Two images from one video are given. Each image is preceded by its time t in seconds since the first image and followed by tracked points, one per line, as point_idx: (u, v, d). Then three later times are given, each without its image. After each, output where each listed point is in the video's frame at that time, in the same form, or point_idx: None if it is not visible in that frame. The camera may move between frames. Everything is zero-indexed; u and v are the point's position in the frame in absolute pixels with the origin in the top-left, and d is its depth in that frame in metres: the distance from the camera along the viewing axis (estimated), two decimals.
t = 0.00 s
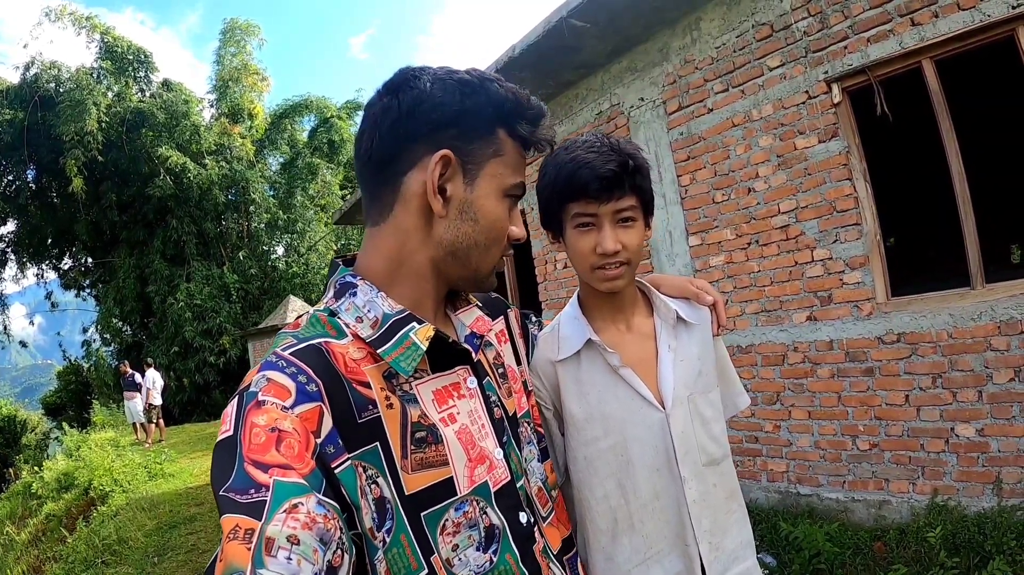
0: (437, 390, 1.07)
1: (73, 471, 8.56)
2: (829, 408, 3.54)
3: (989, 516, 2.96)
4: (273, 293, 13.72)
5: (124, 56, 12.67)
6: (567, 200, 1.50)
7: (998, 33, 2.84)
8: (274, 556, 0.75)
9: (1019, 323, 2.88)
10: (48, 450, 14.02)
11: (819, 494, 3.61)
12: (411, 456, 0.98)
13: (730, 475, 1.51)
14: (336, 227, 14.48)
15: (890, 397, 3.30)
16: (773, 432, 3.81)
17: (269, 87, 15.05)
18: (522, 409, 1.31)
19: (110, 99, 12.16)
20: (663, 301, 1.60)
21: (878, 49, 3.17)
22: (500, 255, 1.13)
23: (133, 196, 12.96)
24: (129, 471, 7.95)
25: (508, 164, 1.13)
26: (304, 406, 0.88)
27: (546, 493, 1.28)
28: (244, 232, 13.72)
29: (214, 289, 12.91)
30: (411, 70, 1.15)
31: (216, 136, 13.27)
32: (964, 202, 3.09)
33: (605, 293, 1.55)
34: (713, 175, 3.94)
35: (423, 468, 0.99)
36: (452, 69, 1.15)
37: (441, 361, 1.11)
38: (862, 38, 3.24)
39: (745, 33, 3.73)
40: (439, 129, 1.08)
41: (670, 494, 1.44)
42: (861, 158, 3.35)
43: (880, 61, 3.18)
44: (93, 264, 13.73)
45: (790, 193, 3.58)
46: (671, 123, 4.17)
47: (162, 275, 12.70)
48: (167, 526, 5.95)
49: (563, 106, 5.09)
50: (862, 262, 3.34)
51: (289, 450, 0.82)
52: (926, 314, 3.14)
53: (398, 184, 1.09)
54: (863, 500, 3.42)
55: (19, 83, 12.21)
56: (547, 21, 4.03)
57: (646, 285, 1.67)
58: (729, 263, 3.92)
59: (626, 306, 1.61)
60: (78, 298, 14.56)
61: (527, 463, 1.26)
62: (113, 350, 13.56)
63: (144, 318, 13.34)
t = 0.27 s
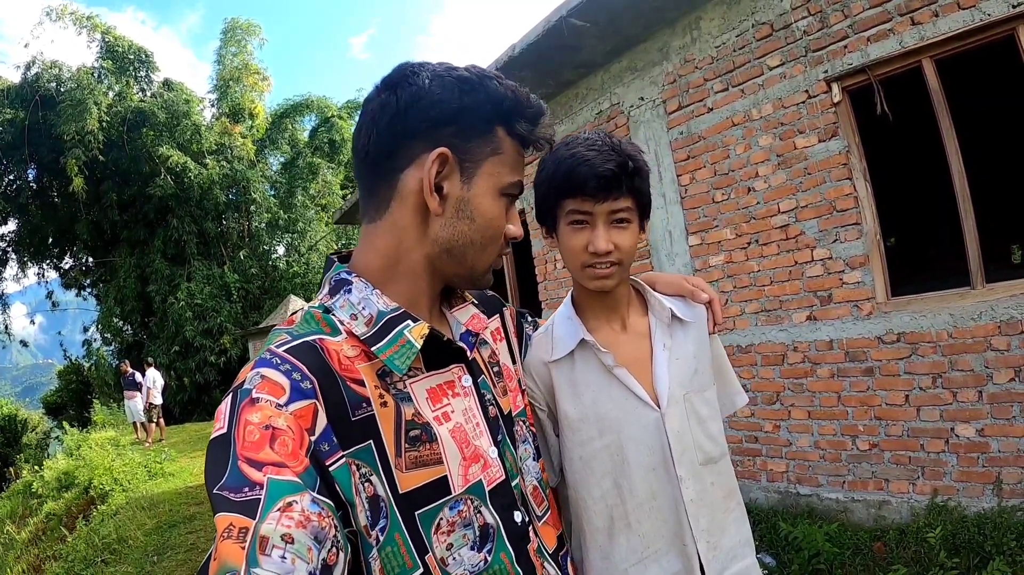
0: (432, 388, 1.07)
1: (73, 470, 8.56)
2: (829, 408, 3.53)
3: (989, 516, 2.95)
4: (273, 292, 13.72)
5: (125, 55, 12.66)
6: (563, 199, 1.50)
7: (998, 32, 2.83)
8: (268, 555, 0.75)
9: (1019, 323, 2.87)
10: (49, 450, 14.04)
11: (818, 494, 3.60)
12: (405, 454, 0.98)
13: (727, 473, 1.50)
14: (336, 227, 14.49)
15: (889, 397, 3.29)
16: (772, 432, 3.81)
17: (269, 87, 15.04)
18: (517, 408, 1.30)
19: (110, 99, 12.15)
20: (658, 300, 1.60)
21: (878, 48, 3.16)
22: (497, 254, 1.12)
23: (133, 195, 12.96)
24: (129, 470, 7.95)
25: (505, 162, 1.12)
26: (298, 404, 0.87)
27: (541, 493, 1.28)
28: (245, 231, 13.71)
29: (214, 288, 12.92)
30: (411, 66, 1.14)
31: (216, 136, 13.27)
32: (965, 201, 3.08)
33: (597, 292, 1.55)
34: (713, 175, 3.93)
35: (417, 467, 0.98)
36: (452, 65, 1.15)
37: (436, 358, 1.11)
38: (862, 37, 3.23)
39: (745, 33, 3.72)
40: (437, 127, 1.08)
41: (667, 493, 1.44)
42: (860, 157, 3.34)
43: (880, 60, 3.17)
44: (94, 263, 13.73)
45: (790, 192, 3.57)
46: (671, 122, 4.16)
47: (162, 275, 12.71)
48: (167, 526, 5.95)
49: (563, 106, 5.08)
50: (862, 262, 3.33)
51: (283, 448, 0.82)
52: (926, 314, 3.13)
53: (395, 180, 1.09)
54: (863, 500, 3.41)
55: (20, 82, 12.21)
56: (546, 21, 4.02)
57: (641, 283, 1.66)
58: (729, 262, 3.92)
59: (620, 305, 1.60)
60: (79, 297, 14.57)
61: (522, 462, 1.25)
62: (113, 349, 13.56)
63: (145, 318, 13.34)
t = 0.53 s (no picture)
0: (423, 394, 1.06)
1: (73, 470, 8.56)
2: (829, 410, 3.52)
3: (990, 519, 2.94)
4: (274, 292, 13.72)
5: (126, 55, 12.63)
6: (561, 200, 1.48)
7: (1000, 33, 2.82)
8: (261, 557, 0.74)
9: (1021, 326, 2.86)
10: (50, 449, 14.05)
11: (819, 496, 3.58)
12: (395, 459, 0.97)
13: (725, 480, 1.49)
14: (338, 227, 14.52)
15: (890, 399, 3.27)
16: (773, 434, 3.79)
17: (270, 87, 15.02)
18: (512, 414, 1.30)
19: (111, 99, 12.13)
20: (655, 304, 1.59)
21: (879, 48, 3.14)
22: (478, 258, 1.07)
23: (134, 195, 12.95)
24: (130, 470, 7.95)
25: (498, 165, 1.10)
26: (288, 408, 0.86)
27: (538, 500, 1.27)
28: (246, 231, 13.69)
29: (215, 287, 12.91)
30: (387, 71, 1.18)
31: (218, 136, 13.25)
32: (966, 203, 3.07)
33: (596, 297, 1.53)
34: (713, 175, 3.92)
35: (406, 472, 0.97)
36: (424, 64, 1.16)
37: (428, 365, 1.10)
38: (863, 37, 3.21)
39: (746, 33, 3.71)
40: (403, 124, 1.09)
41: (664, 501, 1.43)
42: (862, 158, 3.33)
43: (881, 61, 3.16)
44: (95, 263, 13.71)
45: (790, 193, 3.56)
46: (671, 123, 4.15)
47: (164, 275, 12.71)
48: (167, 526, 5.93)
49: (563, 106, 5.07)
50: (862, 263, 3.32)
51: (273, 451, 0.81)
52: (927, 315, 3.12)
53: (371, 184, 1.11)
54: (863, 502, 3.40)
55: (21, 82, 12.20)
56: (546, 21, 4.01)
57: (638, 288, 1.66)
58: (729, 263, 3.90)
59: (617, 310, 1.59)
60: (80, 297, 14.57)
61: (518, 469, 1.25)
62: (114, 349, 13.56)
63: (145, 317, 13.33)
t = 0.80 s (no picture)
0: (417, 400, 1.06)
1: (74, 469, 8.57)
2: (829, 412, 3.51)
3: (989, 522, 2.94)
4: (275, 291, 13.72)
5: (127, 54, 12.61)
6: (549, 207, 1.48)
7: (1001, 34, 2.81)
8: (264, 561, 0.74)
9: (1021, 328, 2.85)
10: (51, 448, 14.07)
11: (818, 498, 3.58)
12: (389, 466, 0.97)
13: (720, 487, 1.49)
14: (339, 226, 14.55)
15: (890, 400, 3.27)
16: (772, 436, 3.79)
17: (271, 86, 15.01)
18: (510, 419, 1.29)
19: (113, 98, 12.12)
20: (648, 309, 1.59)
21: (880, 49, 3.13)
22: (483, 269, 1.08)
23: (135, 194, 12.95)
24: (130, 469, 7.96)
25: (490, 172, 1.10)
26: (282, 414, 0.85)
27: (536, 505, 1.27)
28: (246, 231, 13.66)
29: (216, 287, 12.91)
30: (391, 78, 1.16)
31: (219, 135, 13.25)
32: (968, 205, 3.05)
33: (587, 305, 1.53)
34: (714, 176, 3.91)
35: (400, 479, 0.97)
36: (433, 74, 1.15)
37: (422, 371, 1.10)
38: (864, 38, 3.20)
39: (746, 33, 3.70)
40: (413, 136, 1.08)
41: (657, 509, 1.42)
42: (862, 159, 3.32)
43: (882, 61, 3.15)
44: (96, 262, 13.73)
45: (791, 195, 3.56)
46: (671, 123, 4.14)
47: (165, 274, 12.71)
48: (167, 526, 5.94)
49: (564, 106, 5.07)
50: (863, 265, 3.31)
51: (271, 457, 0.80)
52: (928, 317, 3.11)
53: (373, 192, 1.09)
54: (862, 504, 3.39)
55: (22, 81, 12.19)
56: (546, 21, 4.01)
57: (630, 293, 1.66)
58: (730, 264, 3.89)
59: (608, 317, 1.59)
60: (82, 296, 14.58)
61: (516, 475, 1.24)
62: (115, 348, 13.57)
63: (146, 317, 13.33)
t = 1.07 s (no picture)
0: (409, 398, 1.05)
1: (77, 467, 8.59)
2: (831, 411, 3.50)
3: (991, 523, 2.92)
4: (278, 289, 13.72)
5: (131, 53, 12.59)
6: (540, 204, 1.47)
7: (1005, 32, 2.78)
8: (253, 561, 0.73)
9: None
10: (55, 446, 14.11)
11: (820, 498, 3.57)
12: (381, 464, 0.96)
13: (716, 488, 1.48)
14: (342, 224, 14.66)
15: (892, 401, 3.25)
16: (774, 435, 3.78)
17: (275, 84, 14.99)
18: (505, 417, 1.29)
19: (116, 96, 12.12)
20: (643, 308, 1.58)
21: (883, 47, 3.11)
22: (475, 266, 1.08)
23: (139, 192, 12.95)
24: (132, 467, 7.98)
25: (483, 168, 1.09)
26: (272, 412, 0.84)
27: (531, 504, 1.26)
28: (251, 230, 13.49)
29: (220, 285, 12.91)
30: (386, 73, 1.15)
31: (222, 133, 13.25)
32: (971, 204, 3.03)
33: (581, 303, 1.52)
34: (716, 175, 3.90)
35: (392, 477, 0.96)
36: (427, 70, 1.14)
37: (414, 369, 1.09)
38: (867, 36, 3.18)
39: (749, 31, 3.68)
40: (408, 131, 1.07)
41: (652, 510, 1.41)
42: (864, 158, 3.29)
43: (885, 60, 3.12)
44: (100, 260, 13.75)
45: (793, 194, 3.54)
46: (673, 122, 4.13)
47: (169, 272, 12.72)
48: (169, 523, 5.95)
49: (566, 104, 5.06)
50: (865, 264, 3.30)
51: (260, 456, 0.79)
52: (930, 317, 3.09)
53: (367, 188, 1.08)
54: (863, 505, 3.38)
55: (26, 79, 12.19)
56: (549, 19, 4.00)
57: (626, 292, 1.65)
58: (731, 263, 3.88)
59: (603, 316, 1.58)
60: (86, 294, 14.61)
61: (509, 473, 1.24)
62: (119, 346, 13.58)
63: (150, 314, 13.34)
